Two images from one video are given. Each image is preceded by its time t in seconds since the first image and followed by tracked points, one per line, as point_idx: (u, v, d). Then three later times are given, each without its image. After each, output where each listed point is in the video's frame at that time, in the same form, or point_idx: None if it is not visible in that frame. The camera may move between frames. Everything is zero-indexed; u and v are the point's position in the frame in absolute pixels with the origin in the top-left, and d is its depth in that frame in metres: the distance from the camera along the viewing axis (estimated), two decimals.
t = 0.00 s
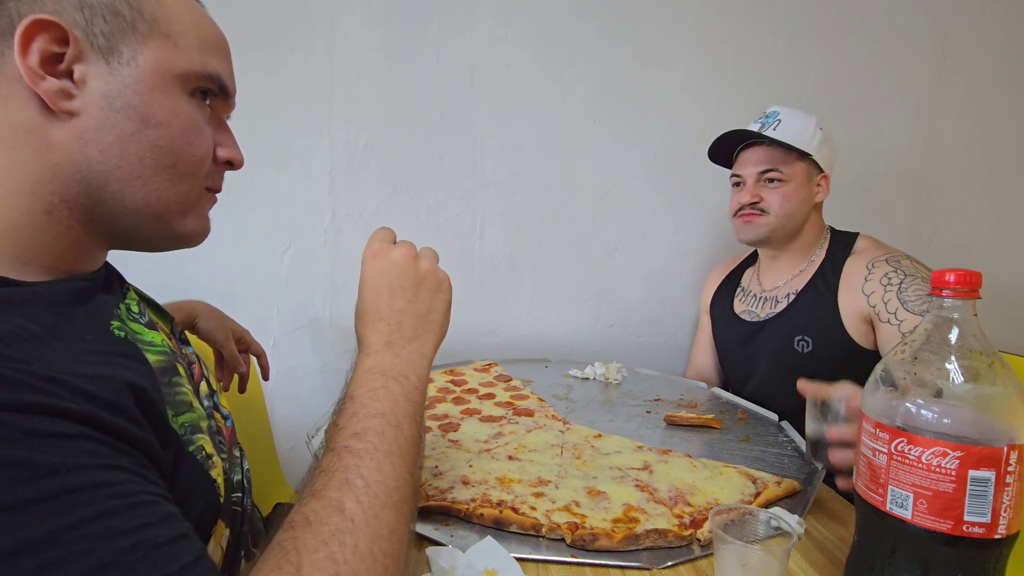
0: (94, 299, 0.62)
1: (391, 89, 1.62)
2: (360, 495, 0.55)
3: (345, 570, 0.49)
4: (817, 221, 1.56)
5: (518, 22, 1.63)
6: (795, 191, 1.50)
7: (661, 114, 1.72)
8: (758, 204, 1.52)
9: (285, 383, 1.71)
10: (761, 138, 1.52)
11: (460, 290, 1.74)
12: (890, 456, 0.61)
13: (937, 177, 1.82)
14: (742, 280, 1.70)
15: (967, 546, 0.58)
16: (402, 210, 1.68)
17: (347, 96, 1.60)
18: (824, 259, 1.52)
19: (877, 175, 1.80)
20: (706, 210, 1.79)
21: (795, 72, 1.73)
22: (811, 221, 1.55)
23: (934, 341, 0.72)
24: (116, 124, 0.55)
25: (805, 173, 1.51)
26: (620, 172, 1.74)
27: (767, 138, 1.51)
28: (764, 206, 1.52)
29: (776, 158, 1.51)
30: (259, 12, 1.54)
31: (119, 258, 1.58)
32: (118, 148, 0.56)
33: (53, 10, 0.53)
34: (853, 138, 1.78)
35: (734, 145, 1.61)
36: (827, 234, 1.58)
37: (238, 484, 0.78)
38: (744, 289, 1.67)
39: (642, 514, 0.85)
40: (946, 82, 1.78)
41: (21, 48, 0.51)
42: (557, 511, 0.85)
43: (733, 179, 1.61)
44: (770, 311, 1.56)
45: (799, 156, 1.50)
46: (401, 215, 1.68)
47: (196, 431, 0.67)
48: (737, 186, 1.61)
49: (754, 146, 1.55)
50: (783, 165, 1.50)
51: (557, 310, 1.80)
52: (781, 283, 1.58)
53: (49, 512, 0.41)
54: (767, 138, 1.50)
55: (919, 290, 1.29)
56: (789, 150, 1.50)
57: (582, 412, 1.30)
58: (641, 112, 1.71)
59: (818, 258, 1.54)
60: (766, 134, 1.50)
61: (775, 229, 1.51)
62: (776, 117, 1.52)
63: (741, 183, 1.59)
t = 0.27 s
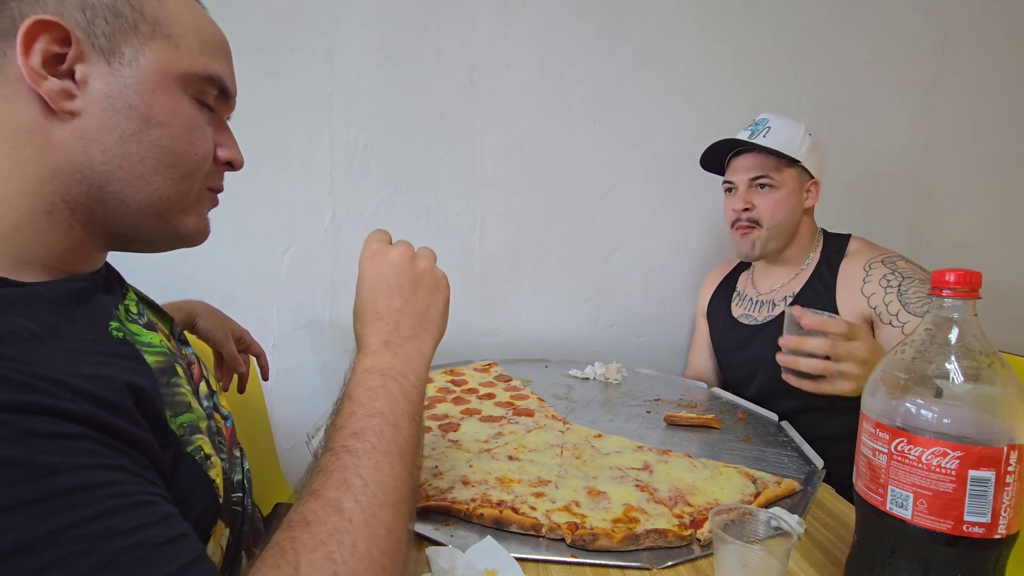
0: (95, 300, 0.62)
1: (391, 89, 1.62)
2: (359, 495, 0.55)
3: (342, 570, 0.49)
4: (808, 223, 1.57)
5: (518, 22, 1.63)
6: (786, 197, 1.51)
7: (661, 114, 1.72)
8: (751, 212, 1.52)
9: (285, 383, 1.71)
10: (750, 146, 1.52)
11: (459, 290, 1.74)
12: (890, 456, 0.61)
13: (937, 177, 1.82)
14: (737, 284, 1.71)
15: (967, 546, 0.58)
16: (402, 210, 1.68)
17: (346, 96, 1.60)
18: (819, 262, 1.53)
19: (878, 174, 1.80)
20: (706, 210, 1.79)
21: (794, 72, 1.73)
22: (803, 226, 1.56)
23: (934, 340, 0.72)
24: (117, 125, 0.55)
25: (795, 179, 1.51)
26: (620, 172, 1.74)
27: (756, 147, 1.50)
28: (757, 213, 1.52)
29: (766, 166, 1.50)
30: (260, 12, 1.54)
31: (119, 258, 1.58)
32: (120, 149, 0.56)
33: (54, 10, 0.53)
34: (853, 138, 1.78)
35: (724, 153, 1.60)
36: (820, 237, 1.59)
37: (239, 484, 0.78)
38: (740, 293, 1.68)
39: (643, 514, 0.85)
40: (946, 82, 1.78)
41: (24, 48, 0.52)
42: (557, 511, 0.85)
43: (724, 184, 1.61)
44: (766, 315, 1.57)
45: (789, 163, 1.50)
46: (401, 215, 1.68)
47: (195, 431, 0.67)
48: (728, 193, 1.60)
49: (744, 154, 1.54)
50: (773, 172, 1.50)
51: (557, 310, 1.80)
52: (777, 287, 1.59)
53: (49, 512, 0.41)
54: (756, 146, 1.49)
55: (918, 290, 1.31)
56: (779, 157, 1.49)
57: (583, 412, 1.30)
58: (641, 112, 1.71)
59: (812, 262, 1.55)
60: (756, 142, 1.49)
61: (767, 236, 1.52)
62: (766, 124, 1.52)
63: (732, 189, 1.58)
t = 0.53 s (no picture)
0: (89, 300, 0.62)
1: (391, 89, 1.62)
2: (352, 494, 0.55)
3: (336, 569, 0.49)
4: (804, 225, 1.58)
5: (518, 22, 1.63)
6: (782, 201, 1.50)
7: (660, 114, 1.72)
8: (748, 216, 1.52)
9: (286, 383, 1.71)
10: (746, 151, 1.51)
11: (460, 290, 1.74)
12: (890, 456, 0.61)
13: (936, 177, 1.82)
14: (735, 285, 1.70)
15: (967, 546, 0.58)
16: (402, 210, 1.68)
17: (346, 96, 1.60)
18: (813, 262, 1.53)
19: (876, 174, 1.80)
20: (706, 210, 1.79)
21: (794, 72, 1.73)
22: (799, 228, 1.56)
23: (934, 341, 0.72)
24: (113, 124, 0.55)
25: (791, 181, 1.51)
26: (620, 172, 1.74)
27: (751, 152, 1.50)
28: (755, 217, 1.51)
29: (761, 170, 1.50)
30: (259, 12, 1.54)
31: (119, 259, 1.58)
32: (117, 148, 0.56)
33: (49, 9, 0.53)
34: (852, 138, 1.78)
35: (721, 157, 1.60)
36: (815, 237, 1.59)
37: (238, 485, 0.78)
38: (738, 294, 1.67)
39: (641, 513, 0.85)
40: (944, 82, 1.78)
41: (19, 48, 0.51)
42: (555, 511, 0.85)
43: (721, 189, 1.61)
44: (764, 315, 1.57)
45: (785, 166, 1.50)
46: (401, 215, 1.68)
47: (190, 432, 0.67)
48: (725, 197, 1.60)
49: (739, 158, 1.54)
50: (769, 176, 1.50)
51: (557, 310, 1.80)
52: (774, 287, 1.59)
53: (39, 513, 0.41)
54: (753, 150, 1.49)
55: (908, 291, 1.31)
56: (774, 161, 1.49)
57: (582, 412, 1.30)
58: (641, 112, 1.72)
59: (806, 261, 1.55)
60: (752, 147, 1.49)
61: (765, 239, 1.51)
62: (760, 128, 1.51)
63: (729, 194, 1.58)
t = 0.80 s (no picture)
0: (89, 300, 0.62)
1: (391, 89, 1.62)
2: (352, 494, 0.55)
3: (336, 569, 0.49)
4: (808, 224, 1.57)
5: (518, 22, 1.63)
6: (785, 202, 1.50)
7: (661, 113, 1.72)
8: (752, 216, 1.53)
9: (285, 383, 1.71)
10: (748, 152, 1.51)
11: (460, 290, 1.74)
12: (890, 456, 0.61)
13: (936, 177, 1.82)
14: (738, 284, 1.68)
15: (968, 546, 0.58)
16: (402, 210, 1.68)
17: (347, 96, 1.60)
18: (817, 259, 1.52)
19: (876, 174, 1.80)
20: (706, 210, 1.79)
21: (794, 71, 1.73)
22: (803, 227, 1.56)
23: (934, 341, 0.72)
24: (111, 121, 0.55)
25: (794, 182, 1.50)
26: (620, 172, 1.74)
27: (753, 153, 1.50)
28: (758, 218, 1.52)
29: (763, 172, 1.50)
30: (259, 12, 1.55)
31: (119, 259, 1.58)
32: (115, 146, 0.56)
33: (45, 6, 0.53)
34: (852, 137, 1.78)
35: (724, 158, 1.60)
36: (818, 236, 1.58)
37: (238, 485, 0.78)
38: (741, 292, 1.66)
39: (641, 513, 0.85)
40: (945, 81, 1.78)
41: (15, 46, 0.51)
42: (556, 511, 0.85)
43: (724, 190, 1.61)
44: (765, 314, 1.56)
45: (787, 167, 1.49)
46: (401, 215, 1.68)
47: (190, 433, 0.68)
48: (728, 198, 1.60)
49: (742, 160, 1.53)
50: (771, 177, 1.50)
51: (557, 310, 1.80)
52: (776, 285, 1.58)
53: (38, 514, 0.41)
54: (755, 152, 1.49)
55: (902, 290, 1.31)
56: (776, 163, 1.49)
57: (582, 411, 1.30)
58: (641, 112, 1.71)
59: (809, 259, 1.55)
60: (753, 149, 1.49)
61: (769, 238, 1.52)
62: (762, 129, 1.51)
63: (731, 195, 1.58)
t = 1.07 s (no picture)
0: (90, 300, 0.62)
1: (391, 88, 1.62)
2: (353, 494, 0.55)
3: (337, 569, 0.49)
4: (814, 225, 1.58)
5: (518, 22, 1.63)
6: (793, 202, 1.50)
7: (661, 114, 1.72)
8: (758, 215, 1.53)
9: (285, 383, 1.71)
10: (757, 151, 1.50)
11: (459, 290, 1.74)
12: (890, 456, 0.61)
13: (936, 177, 1.82)
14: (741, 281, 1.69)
15: (967, 546, 0.58)
16: (402, 210, 1.68)
17: (347, 96, 1.60)
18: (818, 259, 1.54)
19: (876, 174, 1.80)
20: (706, 210, 1.79)
21: (794, 72, 1.73)
22: (809, 227, 1.57)
23: (934, 341, 0.72)
24: (120, 126, 0.56)
25: (801, 183, 1.51)
26: (620, 172, 1.74)
27: (761, 152, 1.49)
28: (764, 218, 1.52)
29: (773, 171, 1.49)
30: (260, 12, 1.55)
31: (119, 259, 1.58)
32: (121, 149, 0.56)
33: (59, 10, 0.53)
34: (852, 137, 1.78)
35: (731, 156, 1.60)
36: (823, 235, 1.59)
37: (238, 485, 0.78)
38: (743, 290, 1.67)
39: (642, 513, 0.85)
40: (945, 81, 1.78)
41: (30, 49, 0.51)
42: (556, 511, 0.85)
43: (732, 187, 1.61)
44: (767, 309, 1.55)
45: (796, 167, 1.49)
46: (401, 215, 1.68)
47: (191, 433, 0.68)
48: (736, 195, 1.60)
49: (750, 158, 1.53)
50: (780, 177, 1.49)
51: (557, 310, 1.80)
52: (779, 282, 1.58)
53: (41, 513, 0.41)
54: (764, 151, 1.48)
55: (895, 281, 1.31)
56: (785, 163, 1.48)
57: (582, 411, 1.30)
58: (641, 112, 1.71)
59: (811, 259, 1.57)
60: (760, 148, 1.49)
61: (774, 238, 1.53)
62: (770, 128, 1.50)
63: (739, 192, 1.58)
